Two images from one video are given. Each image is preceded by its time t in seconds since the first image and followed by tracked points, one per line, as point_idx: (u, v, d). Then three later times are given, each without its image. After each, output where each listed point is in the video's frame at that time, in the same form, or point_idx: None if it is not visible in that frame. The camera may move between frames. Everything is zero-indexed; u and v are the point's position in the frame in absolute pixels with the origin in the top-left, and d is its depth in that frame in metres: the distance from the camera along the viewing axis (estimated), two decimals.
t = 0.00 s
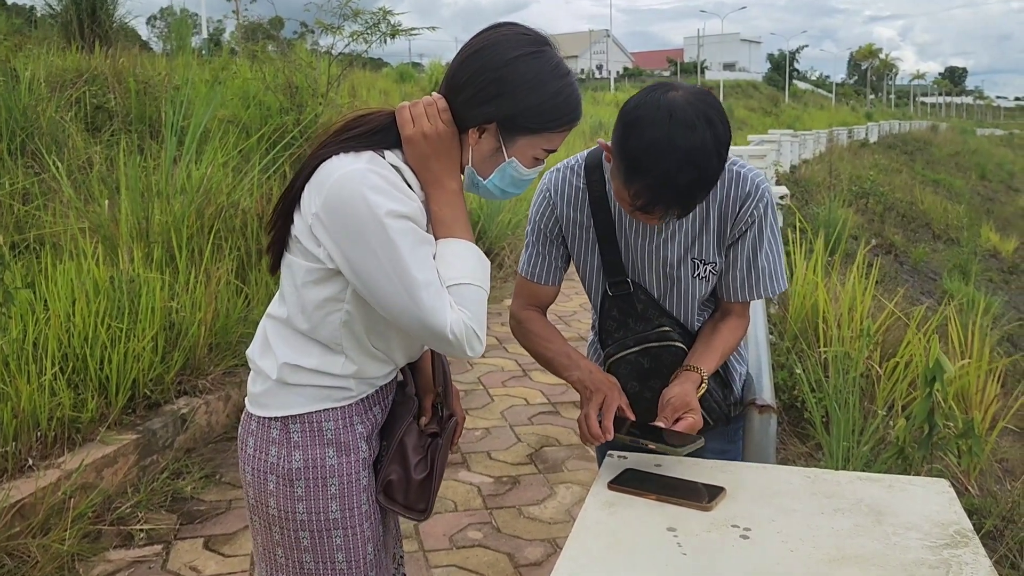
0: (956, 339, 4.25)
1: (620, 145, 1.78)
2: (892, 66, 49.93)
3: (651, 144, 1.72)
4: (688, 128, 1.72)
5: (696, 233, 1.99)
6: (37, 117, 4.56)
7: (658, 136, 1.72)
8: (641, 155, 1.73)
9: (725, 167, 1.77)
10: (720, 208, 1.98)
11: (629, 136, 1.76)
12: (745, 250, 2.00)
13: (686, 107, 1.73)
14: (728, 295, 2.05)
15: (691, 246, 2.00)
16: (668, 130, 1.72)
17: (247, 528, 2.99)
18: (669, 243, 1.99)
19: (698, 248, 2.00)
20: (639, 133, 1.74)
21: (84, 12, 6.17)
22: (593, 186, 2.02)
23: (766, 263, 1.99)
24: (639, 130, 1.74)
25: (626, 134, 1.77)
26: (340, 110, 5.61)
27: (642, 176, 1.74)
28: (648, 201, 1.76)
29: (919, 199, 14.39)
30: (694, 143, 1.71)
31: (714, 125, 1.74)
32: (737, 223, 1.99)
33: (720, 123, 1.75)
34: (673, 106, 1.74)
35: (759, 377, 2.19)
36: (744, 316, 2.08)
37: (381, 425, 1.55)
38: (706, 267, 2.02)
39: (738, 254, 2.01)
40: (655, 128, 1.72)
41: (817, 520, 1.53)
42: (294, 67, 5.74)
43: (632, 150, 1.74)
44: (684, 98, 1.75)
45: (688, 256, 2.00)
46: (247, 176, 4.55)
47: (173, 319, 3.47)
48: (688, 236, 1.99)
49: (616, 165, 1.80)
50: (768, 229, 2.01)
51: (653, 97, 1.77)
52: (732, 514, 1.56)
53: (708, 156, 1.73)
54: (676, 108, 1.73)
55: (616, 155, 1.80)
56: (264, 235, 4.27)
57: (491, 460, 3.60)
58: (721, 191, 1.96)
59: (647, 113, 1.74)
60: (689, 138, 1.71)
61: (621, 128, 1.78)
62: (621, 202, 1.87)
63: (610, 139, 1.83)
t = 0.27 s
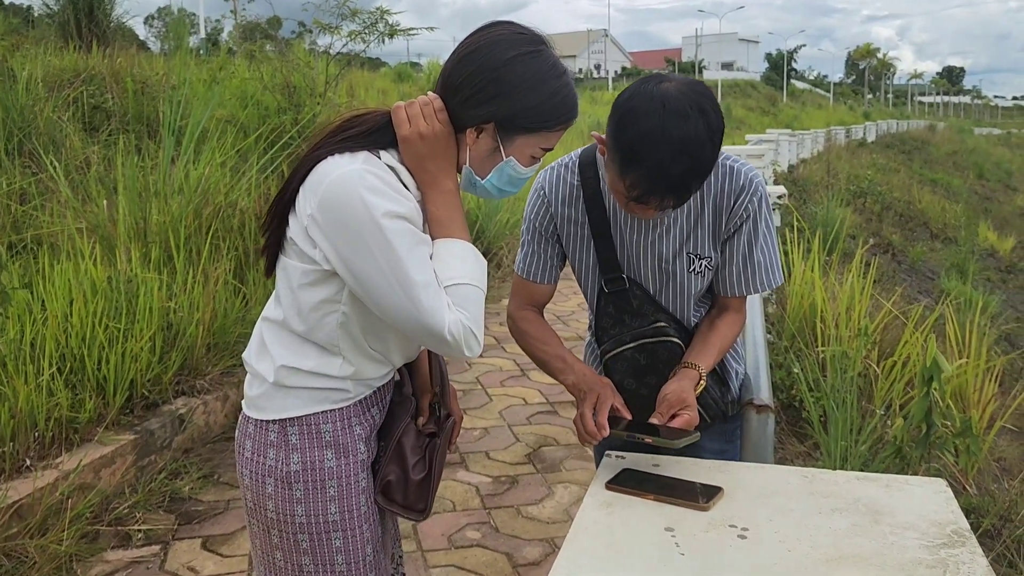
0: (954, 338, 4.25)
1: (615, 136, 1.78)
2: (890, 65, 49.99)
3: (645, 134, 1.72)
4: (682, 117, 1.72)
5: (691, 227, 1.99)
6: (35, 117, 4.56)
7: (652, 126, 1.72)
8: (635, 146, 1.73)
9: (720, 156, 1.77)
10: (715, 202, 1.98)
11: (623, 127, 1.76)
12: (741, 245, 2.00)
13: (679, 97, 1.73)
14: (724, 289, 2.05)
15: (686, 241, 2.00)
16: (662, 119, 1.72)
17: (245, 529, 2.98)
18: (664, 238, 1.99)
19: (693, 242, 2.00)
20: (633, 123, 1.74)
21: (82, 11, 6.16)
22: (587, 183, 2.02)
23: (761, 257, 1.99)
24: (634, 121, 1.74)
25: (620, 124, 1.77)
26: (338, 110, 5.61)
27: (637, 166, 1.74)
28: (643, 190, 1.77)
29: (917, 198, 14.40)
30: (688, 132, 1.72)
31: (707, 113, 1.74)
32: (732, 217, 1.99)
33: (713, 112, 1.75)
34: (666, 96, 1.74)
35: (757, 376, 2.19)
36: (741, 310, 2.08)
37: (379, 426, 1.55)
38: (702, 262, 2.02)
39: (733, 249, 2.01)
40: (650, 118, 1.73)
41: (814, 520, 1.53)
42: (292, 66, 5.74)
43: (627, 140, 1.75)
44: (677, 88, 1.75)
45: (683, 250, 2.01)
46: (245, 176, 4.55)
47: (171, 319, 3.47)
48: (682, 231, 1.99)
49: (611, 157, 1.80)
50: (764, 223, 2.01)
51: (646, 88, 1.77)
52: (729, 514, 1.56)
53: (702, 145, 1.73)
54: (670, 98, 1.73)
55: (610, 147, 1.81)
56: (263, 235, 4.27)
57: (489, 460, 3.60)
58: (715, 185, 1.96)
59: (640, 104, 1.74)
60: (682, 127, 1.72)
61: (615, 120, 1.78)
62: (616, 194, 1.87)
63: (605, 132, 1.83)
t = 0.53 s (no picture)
0: (950, 337, 4.26)
1: (611, 129, 1.78)
2: (887, 65, 50.07)
3: (642, 128, 1.72)
4: (678, 111, 1.72)
5: (687, 224, 2.00)
6: (32, 117, 4.55)
7: (648, 119, 1.72)
8: (631, 139, 1.74)
9: (716, 149, 1.77)
10: (711, 199, 1.98)
11: (619, 121, 1.76)
12: (737, 242, 2.00)
13: (676, 91, 1.74)
14: (721, 286, 2.06)
15: (682, 238, 2.01)
16: (659, 113, 1.72)
17: (242, 528, 2.98)
18: (660, 235, 1.99)
19: (689, 239, 2.01)
20: (630, 117, 1.74)
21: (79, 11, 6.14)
22: (582, 179, 2.02)
23: (758, 253, 1.99)
24: (630, 115, 1.74)
25: (617, 118, 1.77)
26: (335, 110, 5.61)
27: (634, 159, 1.75)
28: (640, 183, 1.77)
29: (915, 198, 14.42)
30: (685, 126, 1.72)
31: (704, 107, 1.74)
32: (728, 214, 1.99)
33: (710, 106, 1.75)
34: (663, 90, 1.74)
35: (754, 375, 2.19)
36: (738, 307, 2.08)
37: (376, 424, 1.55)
38: (698, 259, 2.02)
39: (729, 246, 2.01)
40: (646, 111, 1.73)
41: (811, 519, 1.54)
42: (289, 66, 5.74)
43: (623, 134, 1.75)
44: (674, 82, 1.75)
45: (679, 247, 2.01)
46: (242, 175, 4.54)
47: (168, 319, 3.47)
48: (678, 228, 1.99)
49: (608, 150, 1.81)
50: (759, 220, 2.01)
51: (643, 81, 1.77)
52: (725, 513, 1.56)
53: (699, 139, 1.73)
54: (666, 92, 1.73)
55: (607, 141, 1.81)
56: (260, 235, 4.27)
57: (486, 459, 3.60)
58: (711, 182, 1.97)
59: (637, 97, 1.74)
60: (679, 121, 1.72)
61: (611, 113, 1.78)
62: (614, 188, 1.87)
63: (601, 126, 1.83)
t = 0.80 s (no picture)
0: (947, 336, 4.27)
1: (608, 127, 1.78)
2: (885, 65, 50.12)
3: (639, 126, 1.73)
4: (676, 109, 1.72)
5: (684, 222, 2.00)
6: (28, 116, 4.54)
7: (646, 117, 1.72)
8: (629, 137, 1.74)
9: (713, 148, 1.78)
10: (708, 197, 1.99)
11: (617, 118, 1.76)
12: (734, 240, 2.00)
13: (673, 89, 1.74)
14: (718, 285, 2.06)
15: (679, 236, 2.01)
16: (656, 111, 1.72)
17: (240, 527, 2.98)
18: (657, 233, 2.00)
19: (687, 237, 2.01)
20: (627, 115, 1.75)
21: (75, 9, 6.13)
22: (580, 178, 2.02)
23: (754, 251, 2.00)
24: (627, 112, 1.74)
25: (614, 116, 1.77)
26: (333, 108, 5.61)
27: (631, 157, 1.75)
28: (637, 181, 1.77)
29: (912, 197, 14.44)
30: (682, 123, 1.72)
31: (701, 105, 1.74)
32: (725, 212, 2.00)
33: (707, 104, 1.75)
34: (660, 88, 1.74)
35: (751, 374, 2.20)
36: (734, 306, 2.08)
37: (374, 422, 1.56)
38: (695, 257, 2.02)
39: (726, 244, 2.01)
40: (643, 109, 1.73)
41: (808, 517, 1.54)
42: (286, 65, 5.74)
43: (620, 132, 1.75)
44: (671, 80, 1.76)
45: (676, 245, 2.01)
46: (240, 174, 4.54)
47: (166, 318, 3.47)
48: (675, 226, 2.00)
49: (605, 148, 1.81)
50: (756, 219, 2.02)
51: (640, 79, 1.77)
52: (723, 511, 1.56)
53: (696, 137, 1.73)
54: (664, 90, 1.74)
55: (604, 139, 1.81)
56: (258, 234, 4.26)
57: (484, 458, 3.60)
58: (708, 179, 1.97)
59: (634, 95, 1.74)
60: (676, 119, 1.72)
61: (608, 111, 1.79)
62: (611, 186, 1.87)
63: (598, 123, 1.83)
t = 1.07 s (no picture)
0: (944, 334, 4.28)
1: (606, 125, 1.78)
2: (882, 63, 50.17)
3: (636, 124, 1.73)
4: (674, 108, 1.73)
5: (682, 221, 2.00)
6: (26, 114, 4.54)
7: (644, 116, 1.73)
8: (627, 135, 1.74)
9: (711, 147, 1.78)
10: (705, 197, 1.99)
11: (614, 117, 1.76)
12: (731, 239, 2.01)
13: (671, 88, 1.74)
14: (714, 284, 2.06)
15: (676, 235, 2.01)
16: (654, 109, 1.73)
17: (238, 526, 2.98)
18: (654, 231, 2.00)
19: (684, 236, 2.01)
20: (625, 113, 1.75)
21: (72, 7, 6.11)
22: (577, 176, 2.02)
23: (751, 250, 2.00)
24: (625, 111, 1.75)
25: (612, 114, 1.77)
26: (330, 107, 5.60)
27: (629, 155, 1.75)
28: (635, 179, 1.77)
29: (909, 195, 14.46)
30: (680, 122, 1.72)
31: (699, 105, 1.74)
32: (722, 212, 2.00)
33: (706, 104, 1.76)
34: (658, 87, 1.74)
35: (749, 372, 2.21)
36: (730, 305, 2.09)
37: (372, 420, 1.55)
38: (692, 256, 2.03)
39: (723, 243, 2.02)
40: (641, 108, 1.73)
41: (805, 514, 1.54)
42: (284, 63, 5.74)
43: (618, 130, 1.75)
44: (669, 79, 1.76)
45: (673, 244, 2.02)
46: (237, 172, 4.53)
47: (163, 316, 3.46)
48: (672, 224, 2.00)
49: (603, 146, 1.81)
50: (753, 219, 2.02)
51: (639, 78, 1.77)
52: (720, 508, 1.57)
53: (694, 136, 1.74)
54: (662, 88, 1.74)
55: (602, 137, 1.81)
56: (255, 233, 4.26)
57: (482, 456, 3.60)
58: (705, 178, 1.97)
59: (632, 94, 1.75)
60: (674, 118, 1.72)
61: (606, 110, 1.79)
62: (608, 184, 1.87)
63: (595, 121, 1.83)
